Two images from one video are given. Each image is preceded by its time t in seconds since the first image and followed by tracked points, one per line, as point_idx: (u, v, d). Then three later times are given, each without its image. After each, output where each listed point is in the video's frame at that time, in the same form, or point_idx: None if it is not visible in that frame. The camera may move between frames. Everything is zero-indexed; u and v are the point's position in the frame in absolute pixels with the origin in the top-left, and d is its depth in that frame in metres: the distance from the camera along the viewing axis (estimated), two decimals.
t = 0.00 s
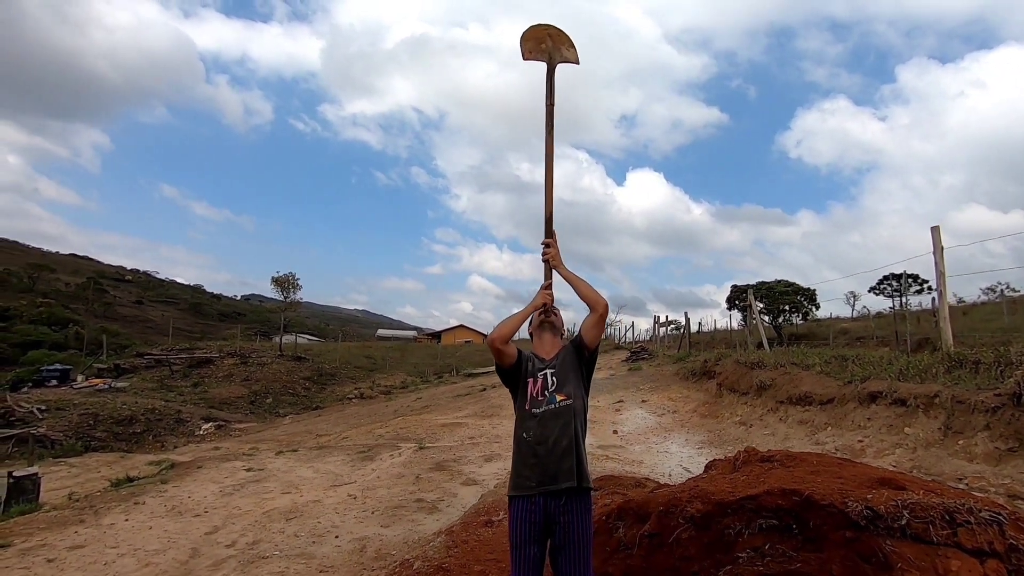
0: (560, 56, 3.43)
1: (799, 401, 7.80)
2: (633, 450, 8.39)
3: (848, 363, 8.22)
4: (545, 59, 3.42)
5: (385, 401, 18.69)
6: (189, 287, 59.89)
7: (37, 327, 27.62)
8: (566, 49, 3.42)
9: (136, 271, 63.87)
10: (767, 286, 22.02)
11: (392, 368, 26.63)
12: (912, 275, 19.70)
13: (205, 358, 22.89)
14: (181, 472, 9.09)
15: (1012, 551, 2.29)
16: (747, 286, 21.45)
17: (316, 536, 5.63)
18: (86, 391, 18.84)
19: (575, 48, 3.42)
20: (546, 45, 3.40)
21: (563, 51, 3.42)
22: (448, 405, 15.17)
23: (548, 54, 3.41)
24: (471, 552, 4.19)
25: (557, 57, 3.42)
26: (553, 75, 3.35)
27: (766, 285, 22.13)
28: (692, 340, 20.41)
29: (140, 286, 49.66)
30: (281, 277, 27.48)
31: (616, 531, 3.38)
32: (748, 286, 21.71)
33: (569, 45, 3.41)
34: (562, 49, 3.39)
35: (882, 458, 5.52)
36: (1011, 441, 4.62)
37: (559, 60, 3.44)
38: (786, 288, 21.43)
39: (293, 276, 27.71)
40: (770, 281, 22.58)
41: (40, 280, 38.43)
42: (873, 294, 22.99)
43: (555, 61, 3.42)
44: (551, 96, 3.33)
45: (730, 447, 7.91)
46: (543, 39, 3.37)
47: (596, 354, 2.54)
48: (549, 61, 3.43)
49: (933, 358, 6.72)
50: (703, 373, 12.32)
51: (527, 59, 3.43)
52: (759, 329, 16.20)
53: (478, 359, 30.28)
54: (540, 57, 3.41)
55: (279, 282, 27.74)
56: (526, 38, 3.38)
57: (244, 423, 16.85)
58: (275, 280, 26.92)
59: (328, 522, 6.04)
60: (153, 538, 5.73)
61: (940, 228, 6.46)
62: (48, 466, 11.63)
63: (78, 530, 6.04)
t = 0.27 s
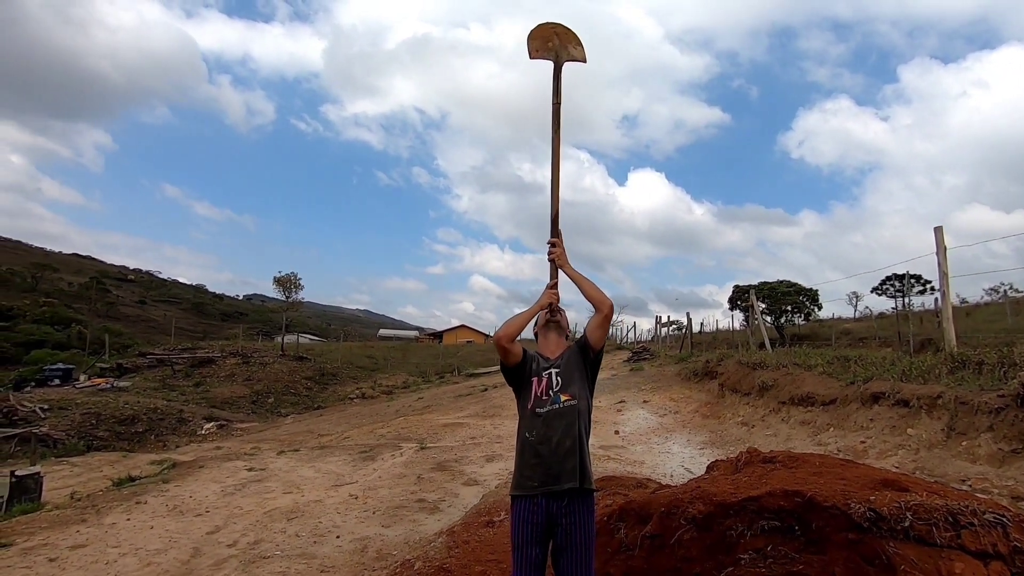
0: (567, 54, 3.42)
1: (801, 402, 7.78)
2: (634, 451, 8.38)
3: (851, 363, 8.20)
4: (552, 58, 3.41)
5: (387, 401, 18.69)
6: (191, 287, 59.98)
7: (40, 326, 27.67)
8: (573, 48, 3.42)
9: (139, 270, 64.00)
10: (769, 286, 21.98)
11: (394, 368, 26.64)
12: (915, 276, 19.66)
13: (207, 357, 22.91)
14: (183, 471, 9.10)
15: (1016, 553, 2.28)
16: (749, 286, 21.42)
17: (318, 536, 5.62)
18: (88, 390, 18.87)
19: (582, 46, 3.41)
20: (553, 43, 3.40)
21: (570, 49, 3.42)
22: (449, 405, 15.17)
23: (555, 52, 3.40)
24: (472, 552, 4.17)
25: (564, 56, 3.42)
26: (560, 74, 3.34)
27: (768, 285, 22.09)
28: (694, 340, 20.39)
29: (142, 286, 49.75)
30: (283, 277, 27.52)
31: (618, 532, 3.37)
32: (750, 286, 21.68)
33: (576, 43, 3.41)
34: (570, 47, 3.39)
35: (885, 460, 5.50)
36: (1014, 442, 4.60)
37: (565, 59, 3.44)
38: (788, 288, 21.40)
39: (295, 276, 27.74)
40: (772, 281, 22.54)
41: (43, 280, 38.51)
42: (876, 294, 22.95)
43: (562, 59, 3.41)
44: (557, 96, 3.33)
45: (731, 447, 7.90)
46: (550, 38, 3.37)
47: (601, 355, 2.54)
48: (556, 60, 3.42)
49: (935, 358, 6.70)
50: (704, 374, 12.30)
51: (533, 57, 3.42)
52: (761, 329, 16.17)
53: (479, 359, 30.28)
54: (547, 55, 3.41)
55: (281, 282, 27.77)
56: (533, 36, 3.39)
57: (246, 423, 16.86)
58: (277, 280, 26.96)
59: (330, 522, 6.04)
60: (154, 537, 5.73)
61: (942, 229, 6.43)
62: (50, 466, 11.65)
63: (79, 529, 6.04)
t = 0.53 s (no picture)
0: (563, 56, 3.42)
1: (801, 402, 7.78)
2: (634, 451, 8.38)
3: (851, 363, 8.19)
4: (548, 60, 3.40)
5: (386, 401, 18.68)
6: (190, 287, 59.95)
7: (39, 327, 27.66)
8: (570, 49, 3.41)
9: (138, 271, 64.01)
10: (768, 286, 21.98)
11: (393, 368, 26.63)
12: (914, 276, 19.66)
13: (206, 358, 22.90)
14: (182, 472, 9.09)
15: (1016, 553, 2.27)
16: (749, 286, 21.41)
17: (317, 537, 5.61)
18: (87, 391, 18.87)
19: (578, 48, 3.41)
20: (549, 46, 3.40)
21: (566, 51, 3.41)
22: (449, 405, 15.16)
23: (551, 54, 3.40)
24: (471, 553, 4.16)
25: (560, 58, 3.41)
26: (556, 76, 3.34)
27: (768, 285, 22.09)
28: (693, 340, 20.38)
29: (142, 286, 49.74)
30: (282, 278, 27.52)
31: (617, 532, 3.36)
32: (749, 286, 21.67)
33: (572, 45, 3.41)
34: (566, 49, 3.39)
35: (884, 459, 5.49)
36: (1014, 442, 4.59)
37: (562, 61, 3.43)
38: (787, 288, 21.40)
39: (294, 276, 27.75)
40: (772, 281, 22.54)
41: (43, 280, 38.51)
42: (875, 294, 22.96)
43: (558, 62, 3.41)
44: (554, 98, 3.33)
45: (731, 447, 7.89)
46: (546, 41, 3.37)
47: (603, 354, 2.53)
48: (552, 62, 3.42)
49: (935, 358, 6.69)
50: (704, 374, 12.30)
51: (529, 59, 3.42)
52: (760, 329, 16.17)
53: (479, 359, 30.28)
54: (544, 58, 3.40)
55: (280, 282, 27.78)
56: (529, 39, 3.38)
57: (246, 424, 16.85)
58: (276, 280, 26.94)
59: (329, 523, 6.03)
60: (153, 538, 5.72)
61: (941, 229, 6.43)
62: (49, 466, 11.65)
63: (78, 530, 6.03)
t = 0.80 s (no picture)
0: (561, 59, 3.41)
1: (798, 399, 7.79)
2: (631, 449, 8.39)
3: (847, 361, 8.21)
4: (546, 63, 3.40)
5: (384, 400, 18.67)
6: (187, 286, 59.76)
7: (36, 327, 27.57)
8: (568, 53, 3.41)
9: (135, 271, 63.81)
10: (765, 284, 22.01)
11: (391, 367, 26.60)
12: (911, 273, 19.70)
13: (203, 358, 22.85)
14: (179, 472, 9.07)
15: (1011, 549, 2.28)
16: (746, 284, 21.44)
17: (315, 536, 5.61)
18: (84, 391, 18.82)
19: (576, 52, 3.41)
20: (547, 49, 3.40)
21: (564, 54, 3.41)
22: (446, 404, 15.15)
23: (549, 58, 3.40)
24: (469, 551, 4.17)
25: (558, 60, 3.41)
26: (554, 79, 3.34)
27: (765, 283, 22.11)
28: (690, 338, 20.41)
29: (138, 286, 49.60)
30: (279, 277, 27.46)
31: (614, 530, 3.37)
32: (746, 284, 21.69)
33: (570, 48, 3.40)
34: (563, 52, 3.38)
35: (881, 456, 5.51)
36: (1010, 438, 4.61)
37: (560, 64, 3.43)
38: (784, 286, 21.43)
39: (291, 276, 27.68)
40: (769, 279, 22.57)
41: (38, 281, 38.37)
42: (872, 292, 23.02)
43: (555, 64, 3.40)
44: (552, 101, 3.32)
45: (728, 445, 7.91)
46: (544, 45, 3.37)
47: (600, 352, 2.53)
48: (550, 65, 3.41)
49: (930, 355, 6.71)
50: (701, 372, 12.31)
51: (527, 63, 3.41)
52: (757, 327, 16.19)
53: (477, 357, 30.27)
54: (541, 61, 3.40)
55: (277, 282, 27.73)
56: (527, 43, 3.38)
57: (243, 423, 16.83)
58: (273, 280, 26.88)
59: (326, 522, 6.03)
60: (150, 538, 5.72)
61: (937, 226, 6.44)
62: (46, 467, 11.61)
63: (75, 530, 6.02)
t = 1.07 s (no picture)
0: (558, 60, 3.41)
1: (795, 396, 7.81)
2: (630, 446, 8.40)
3: (844, 357, 8.23)
4: (543, 64, 3.40)
5: (382, 398, 18.66)
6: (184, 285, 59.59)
7: (32, 327, 27.48)
8: (565, 54, 3.41)
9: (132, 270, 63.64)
10: (763, 281, 22.04)
11: (389, 366, 26.58)
12: (908, 270, 19.74)
13: (201, 357, 22.81)
14: (177, 471, 9.06)
15: (1007, 543, 2.29)
16: (743, 281, 21.48)
17: (313, 534, 5.61)
18: (81, 391, 18.77)
19: (573, 53, 3.41)
20: (545, 50, 3.39)
21: (562, 55, 3.40)
22: (445, 402, 15.15)
23: (547, 58, 3.39)
24: (467, 549, 4.18)
25: (556, 61, 3.41)
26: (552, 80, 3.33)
27: (762, 280, 22.15)
28: (688, 335, 20.45)
29: (135, 285, 49.48)
30: (276, 276, 27.42)
31: (612, 527, 3.38)
32: (744, 281, 21.72)
33: (567, 49, 3.40)
34: (561, 53, 3.38)
35: (878, 452, 5.53)
36: (1006, 433, 4.63)
37: (557, 65, 3.42)
38: (781, 283, 21.47)
39: (289, 274, 27.65)
40: (766, 276, 22.61)
41: (35, 280, 38.23)
42: (869, 288, 23.09)
43: (553, 65, 3.40)
44: (550, 101, 3.32)
45: (726, 442, 7.93)
46: (542, 45, 3.37)
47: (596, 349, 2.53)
48: (547, 66, 3.41)
49: (927, 351, 6.72)
50: (699, 368, 12.33)
51: (525, 64, 3.41)
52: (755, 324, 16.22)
53: (475, 355, 30.28)
54: (539, 61, 3.39)
55: (275, 281, 27.68)
56: (525, 45, 3.38)
57: (241, 422, 16.81)
58: (270, 278, 26.86)
59: (325, 521, 6.03)
60: (148, 538, 5.71)
61: (934, 222, 6.45)
62: (43, 467, 11.58)
63: (72, 530, 6.00)
